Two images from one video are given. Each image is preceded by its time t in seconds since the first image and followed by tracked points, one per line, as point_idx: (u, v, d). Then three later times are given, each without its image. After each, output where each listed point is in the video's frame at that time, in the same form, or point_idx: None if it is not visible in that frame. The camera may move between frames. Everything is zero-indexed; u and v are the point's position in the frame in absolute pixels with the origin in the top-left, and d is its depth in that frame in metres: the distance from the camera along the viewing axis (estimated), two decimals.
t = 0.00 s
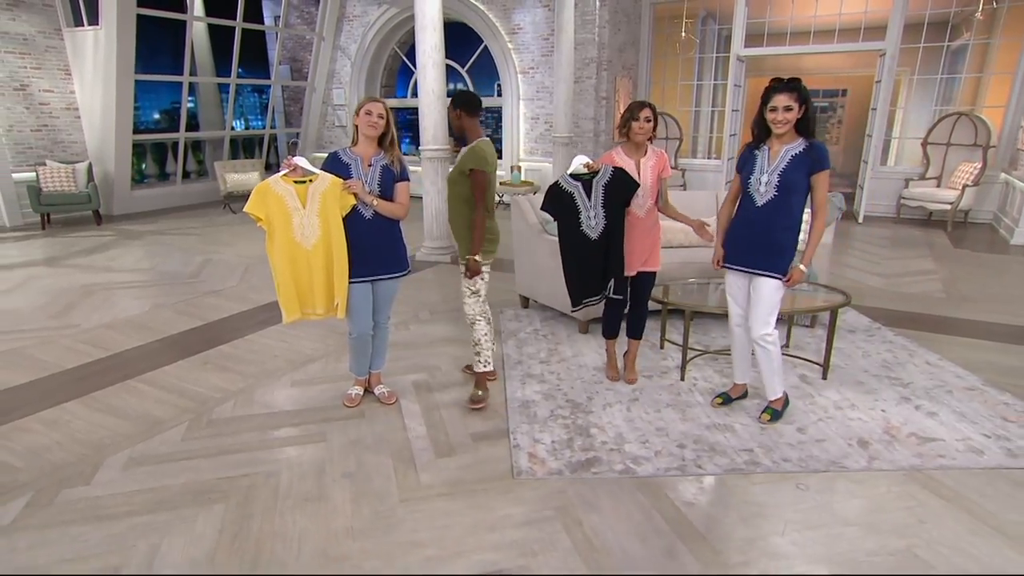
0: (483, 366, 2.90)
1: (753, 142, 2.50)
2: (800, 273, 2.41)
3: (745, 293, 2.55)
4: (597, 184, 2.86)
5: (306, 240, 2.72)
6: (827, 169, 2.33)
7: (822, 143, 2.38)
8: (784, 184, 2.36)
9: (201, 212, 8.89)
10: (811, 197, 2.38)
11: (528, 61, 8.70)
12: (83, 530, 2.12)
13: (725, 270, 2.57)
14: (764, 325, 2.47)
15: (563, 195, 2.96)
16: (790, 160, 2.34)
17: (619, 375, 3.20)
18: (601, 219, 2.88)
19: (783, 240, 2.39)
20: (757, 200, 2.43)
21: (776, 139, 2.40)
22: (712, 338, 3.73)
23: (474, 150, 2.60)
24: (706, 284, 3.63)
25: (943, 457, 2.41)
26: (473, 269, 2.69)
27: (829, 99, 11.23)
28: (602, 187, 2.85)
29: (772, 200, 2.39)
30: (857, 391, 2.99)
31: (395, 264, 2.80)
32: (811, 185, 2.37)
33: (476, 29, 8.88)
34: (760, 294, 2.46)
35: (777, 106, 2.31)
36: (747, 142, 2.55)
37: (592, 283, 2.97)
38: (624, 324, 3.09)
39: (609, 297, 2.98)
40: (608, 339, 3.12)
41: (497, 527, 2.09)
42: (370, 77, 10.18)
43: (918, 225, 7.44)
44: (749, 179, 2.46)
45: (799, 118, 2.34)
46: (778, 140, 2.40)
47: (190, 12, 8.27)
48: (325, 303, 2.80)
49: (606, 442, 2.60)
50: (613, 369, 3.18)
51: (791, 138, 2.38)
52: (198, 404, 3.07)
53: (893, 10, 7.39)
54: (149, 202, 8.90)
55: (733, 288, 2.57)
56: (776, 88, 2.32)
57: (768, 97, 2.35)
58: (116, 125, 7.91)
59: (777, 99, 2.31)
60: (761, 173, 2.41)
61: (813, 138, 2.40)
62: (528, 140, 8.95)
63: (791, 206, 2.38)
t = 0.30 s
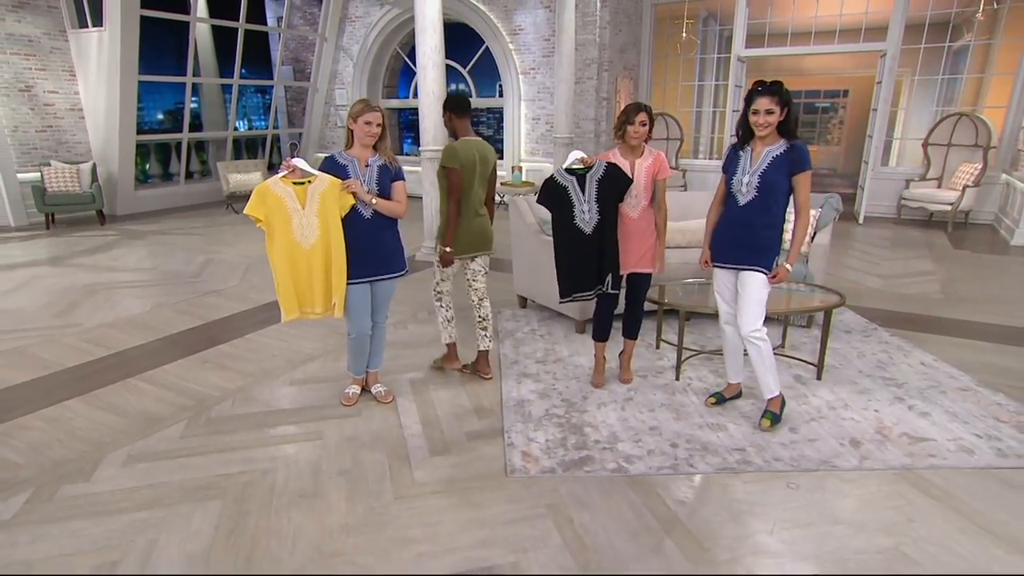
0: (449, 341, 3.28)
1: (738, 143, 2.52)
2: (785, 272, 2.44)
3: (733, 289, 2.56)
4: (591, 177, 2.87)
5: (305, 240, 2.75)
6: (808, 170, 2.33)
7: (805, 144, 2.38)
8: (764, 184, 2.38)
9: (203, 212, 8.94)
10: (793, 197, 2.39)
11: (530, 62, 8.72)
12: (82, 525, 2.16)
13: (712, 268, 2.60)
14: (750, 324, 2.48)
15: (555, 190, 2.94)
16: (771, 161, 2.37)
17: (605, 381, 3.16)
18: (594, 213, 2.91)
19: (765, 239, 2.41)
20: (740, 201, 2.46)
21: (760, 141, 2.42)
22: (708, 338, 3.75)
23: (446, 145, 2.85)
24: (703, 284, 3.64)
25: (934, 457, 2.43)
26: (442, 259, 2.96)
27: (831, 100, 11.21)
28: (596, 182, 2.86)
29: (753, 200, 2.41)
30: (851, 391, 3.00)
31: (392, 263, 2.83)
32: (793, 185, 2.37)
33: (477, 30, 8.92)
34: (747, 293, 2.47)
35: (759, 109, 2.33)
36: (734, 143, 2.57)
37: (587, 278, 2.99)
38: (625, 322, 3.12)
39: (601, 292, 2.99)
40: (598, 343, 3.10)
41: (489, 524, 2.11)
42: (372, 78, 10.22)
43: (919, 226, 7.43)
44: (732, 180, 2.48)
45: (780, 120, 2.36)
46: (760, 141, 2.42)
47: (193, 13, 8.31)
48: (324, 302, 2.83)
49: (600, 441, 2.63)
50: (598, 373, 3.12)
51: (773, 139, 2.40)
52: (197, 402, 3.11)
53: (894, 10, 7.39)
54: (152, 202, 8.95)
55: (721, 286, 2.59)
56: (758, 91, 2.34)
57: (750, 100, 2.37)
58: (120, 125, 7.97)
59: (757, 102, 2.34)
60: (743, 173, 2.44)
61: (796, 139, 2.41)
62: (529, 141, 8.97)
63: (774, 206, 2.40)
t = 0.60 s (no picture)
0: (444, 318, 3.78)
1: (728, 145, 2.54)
2: (775, 274, 2.41)
3: (726, 290, 2.57)
4: (583, 179, 2.92)
5: (305, 242, 2.77)
6: (793, 170, 2.33)
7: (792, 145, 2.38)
8: (749, 186, 2.40)
9: (205, 212, 8.97)
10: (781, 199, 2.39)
11: (530, 63, 8.75)
12: (79, 521, 2.19)
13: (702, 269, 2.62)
14: (747, 324, 2.48)
15: (549, 190, 3.02)
16: (756, 163, 2.38)
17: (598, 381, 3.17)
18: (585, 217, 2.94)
19: (751, 241, 2.42)
20: (727, 202, 2.49)
21: (747, 142, 2.44)
22: (703, 339, 3.78)
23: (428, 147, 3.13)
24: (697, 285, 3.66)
25: (922, 457, 2.45)
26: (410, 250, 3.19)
27: (831, 101, 11.21)
28: (587, 185, 2.90)
29: (740, 201, 2.44)
30: (843, 391, 3.02)
31: (389, 263, 2.86)
32: (779, 187, 2.38)
33: (478, 31, 8.95)
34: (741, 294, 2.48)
35: (742, 112, 2.36)
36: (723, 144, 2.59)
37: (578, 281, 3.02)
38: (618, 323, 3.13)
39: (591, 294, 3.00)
40: (592, 343, 3.11)
41: (480, 521, 2.14)
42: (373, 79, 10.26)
43: (918, 227, 7.42)
44: (720, 182, 2.52)
45: (764, 122, 2.37)
46: (747, 143, 2.44)
47: (195, 14, 8.35)
48: (324, 302, 2.86)
49: (592, 440, 2.65)
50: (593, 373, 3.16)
51: (760, 140, 2.41)
52: (195, 401, 3.14)
53: (893, 11, 7.39)
54: (154, 203, 9.00)
55: (712, 287, 2.61)
56: (742, 93, 2.36)
57: (735, 102, 2.40)
58: (122, 126, 8.01)
59: (741, 104, 2.36)
60: (730, 175, 2.47)
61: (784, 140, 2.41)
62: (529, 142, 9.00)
63: (760, 207, 2.41)
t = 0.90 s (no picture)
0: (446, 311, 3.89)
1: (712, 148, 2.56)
2: (759, 276, 2.50)
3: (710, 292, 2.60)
4: (595, 210, 2.94)
5: (302, 245, 2.78)
6: (778, 175, 2.39)
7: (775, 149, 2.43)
8: (736, 189, 2.43)
9: (206, 213, 9.01)
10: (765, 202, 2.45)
11: (530, 63, 8.77)
12: (77, 518, 2.22)
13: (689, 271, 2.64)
14: (724, 325, 2.51)
15: (560, 212, 3.06)
16: (742, 166, 2.41)
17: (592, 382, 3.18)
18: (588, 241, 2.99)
19: (738, 243, 2.45)
20: (713, 205, 2.50)
21: (731, 146, 2.46)
22: (697, 339, 3.80)
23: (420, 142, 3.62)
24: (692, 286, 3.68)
25: (912, 457, 2.46)
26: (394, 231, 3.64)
27: (831, 102, 11.22)
28: (597, 215, 2.93)
29: (726, 204, 2.46)
30: (835, 392, 3.04)
31: (385, 264, 2.89)
32: (764, 190, 2.43)
33: (478, 32, 8.98)
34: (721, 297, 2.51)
35: (722, 116, 2.37)
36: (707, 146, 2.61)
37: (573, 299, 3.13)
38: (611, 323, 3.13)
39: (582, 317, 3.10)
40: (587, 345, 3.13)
41: (471, 520, 2.16)
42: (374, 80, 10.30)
43: (918, 228, 7.41)
44: (706, 184, 2.53)
45: (747, 126, 2.40)
46: (731, 147, 2.46)
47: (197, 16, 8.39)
48: (322, 304, 2.88)
49: (584, 440, 2.67)
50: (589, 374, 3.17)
51: (744, 144, 2.44)
52: (192, 400, 3.17)
53: (892, 12, 7.39)
54: (157, 203, 9.04)
55: (699, 288, 2.63)
56: (723, 97, 2.38)
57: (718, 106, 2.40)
58: (125, 126, 8.06)
59: (724, 108, 2.37)
60: (716, 178, 2.49)
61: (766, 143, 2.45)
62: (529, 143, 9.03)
63: (746, 210, 2.44)
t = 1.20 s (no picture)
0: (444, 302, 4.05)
1: (703, 150, 2.59)
2: (750, 276, 2.51)
3: (701, 294, 2.62)
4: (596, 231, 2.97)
5: (299, 245, 2.80)
6: (768, 176, 2.41)
7: (764, 150, 2.46)
8: (726, 190, 2.45)
9: (209, 213, 9.07)
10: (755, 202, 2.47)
11: (530, 65, 8.81)
12: (76, 514, 2.26)
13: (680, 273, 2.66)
14: (714, 326, 2.54)
15: (559, 234, 3.03)
16: (732, 167, 2.43)
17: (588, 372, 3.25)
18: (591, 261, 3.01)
19: (728, 244, 2.47)
20: (704, 206, 2.53)
21: (721, 147, 2.49)
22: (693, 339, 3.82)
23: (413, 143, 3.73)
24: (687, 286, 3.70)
25: (902, 456, 2.49)
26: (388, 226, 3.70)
27: (831, 103, 11.23)
28: (599, 236, 2.96)
29: (717, 205, 2.48)
30: (828, 391, 3.06)
31: (382, 264, 2.93)
32: (754, 191, 2.45)
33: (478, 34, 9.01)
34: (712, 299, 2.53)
35: (711, 117, 2.41)
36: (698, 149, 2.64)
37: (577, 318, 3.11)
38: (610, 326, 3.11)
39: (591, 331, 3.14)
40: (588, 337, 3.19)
41: (464, 517, 2.19)
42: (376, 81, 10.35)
43: (916, 229, 7.42)
44: (697, 186, 2.55)
45: (735, 128, 2.43)
46: (721, 148, 2.49)
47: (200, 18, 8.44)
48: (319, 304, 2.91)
49: (577, 439, 2.70)
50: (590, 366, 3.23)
51: (734, 145, 2.47)
52: (191, 398, 3.21)
53: (891, 13, 7.39)
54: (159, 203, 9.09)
55: (690, 290, 2.65)
56: (711, 99, 2.43)
57: (707, 108, 2.45)
58: (128, 127, 8.12)
59: (713, 110, 2.41)
60: (707, 179, 2.51)
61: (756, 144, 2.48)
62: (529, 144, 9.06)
63: (736, 211, 2.46)
